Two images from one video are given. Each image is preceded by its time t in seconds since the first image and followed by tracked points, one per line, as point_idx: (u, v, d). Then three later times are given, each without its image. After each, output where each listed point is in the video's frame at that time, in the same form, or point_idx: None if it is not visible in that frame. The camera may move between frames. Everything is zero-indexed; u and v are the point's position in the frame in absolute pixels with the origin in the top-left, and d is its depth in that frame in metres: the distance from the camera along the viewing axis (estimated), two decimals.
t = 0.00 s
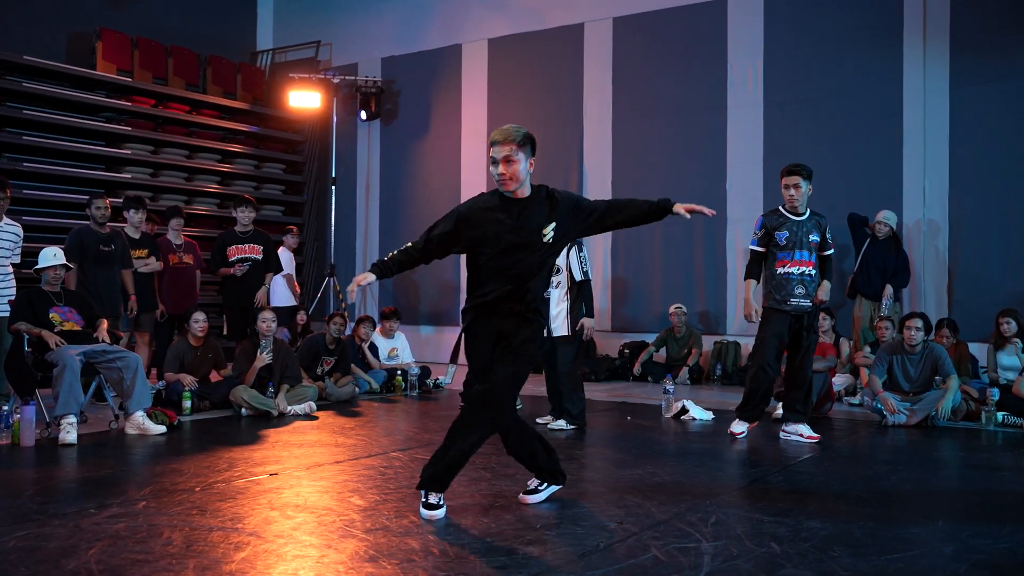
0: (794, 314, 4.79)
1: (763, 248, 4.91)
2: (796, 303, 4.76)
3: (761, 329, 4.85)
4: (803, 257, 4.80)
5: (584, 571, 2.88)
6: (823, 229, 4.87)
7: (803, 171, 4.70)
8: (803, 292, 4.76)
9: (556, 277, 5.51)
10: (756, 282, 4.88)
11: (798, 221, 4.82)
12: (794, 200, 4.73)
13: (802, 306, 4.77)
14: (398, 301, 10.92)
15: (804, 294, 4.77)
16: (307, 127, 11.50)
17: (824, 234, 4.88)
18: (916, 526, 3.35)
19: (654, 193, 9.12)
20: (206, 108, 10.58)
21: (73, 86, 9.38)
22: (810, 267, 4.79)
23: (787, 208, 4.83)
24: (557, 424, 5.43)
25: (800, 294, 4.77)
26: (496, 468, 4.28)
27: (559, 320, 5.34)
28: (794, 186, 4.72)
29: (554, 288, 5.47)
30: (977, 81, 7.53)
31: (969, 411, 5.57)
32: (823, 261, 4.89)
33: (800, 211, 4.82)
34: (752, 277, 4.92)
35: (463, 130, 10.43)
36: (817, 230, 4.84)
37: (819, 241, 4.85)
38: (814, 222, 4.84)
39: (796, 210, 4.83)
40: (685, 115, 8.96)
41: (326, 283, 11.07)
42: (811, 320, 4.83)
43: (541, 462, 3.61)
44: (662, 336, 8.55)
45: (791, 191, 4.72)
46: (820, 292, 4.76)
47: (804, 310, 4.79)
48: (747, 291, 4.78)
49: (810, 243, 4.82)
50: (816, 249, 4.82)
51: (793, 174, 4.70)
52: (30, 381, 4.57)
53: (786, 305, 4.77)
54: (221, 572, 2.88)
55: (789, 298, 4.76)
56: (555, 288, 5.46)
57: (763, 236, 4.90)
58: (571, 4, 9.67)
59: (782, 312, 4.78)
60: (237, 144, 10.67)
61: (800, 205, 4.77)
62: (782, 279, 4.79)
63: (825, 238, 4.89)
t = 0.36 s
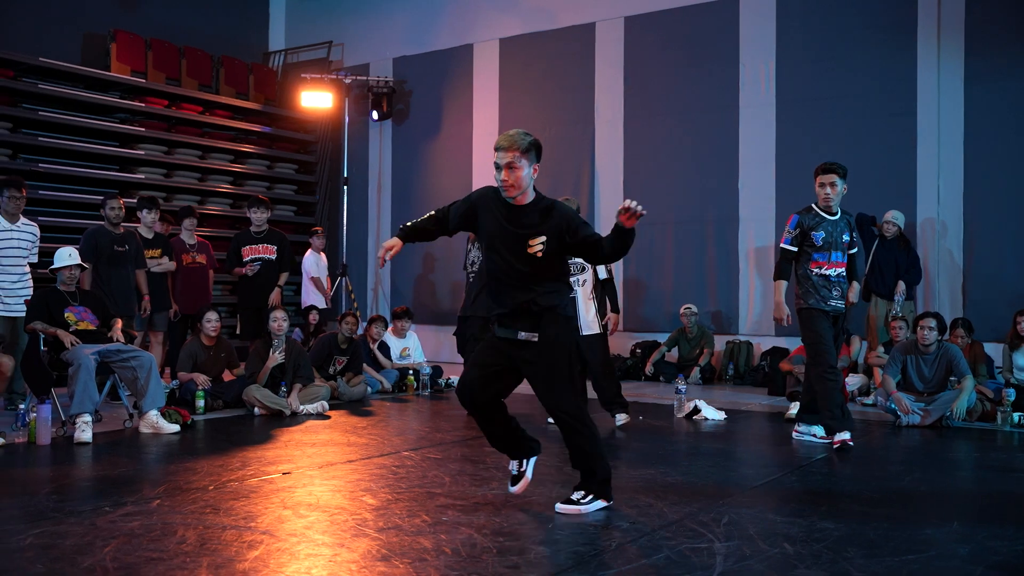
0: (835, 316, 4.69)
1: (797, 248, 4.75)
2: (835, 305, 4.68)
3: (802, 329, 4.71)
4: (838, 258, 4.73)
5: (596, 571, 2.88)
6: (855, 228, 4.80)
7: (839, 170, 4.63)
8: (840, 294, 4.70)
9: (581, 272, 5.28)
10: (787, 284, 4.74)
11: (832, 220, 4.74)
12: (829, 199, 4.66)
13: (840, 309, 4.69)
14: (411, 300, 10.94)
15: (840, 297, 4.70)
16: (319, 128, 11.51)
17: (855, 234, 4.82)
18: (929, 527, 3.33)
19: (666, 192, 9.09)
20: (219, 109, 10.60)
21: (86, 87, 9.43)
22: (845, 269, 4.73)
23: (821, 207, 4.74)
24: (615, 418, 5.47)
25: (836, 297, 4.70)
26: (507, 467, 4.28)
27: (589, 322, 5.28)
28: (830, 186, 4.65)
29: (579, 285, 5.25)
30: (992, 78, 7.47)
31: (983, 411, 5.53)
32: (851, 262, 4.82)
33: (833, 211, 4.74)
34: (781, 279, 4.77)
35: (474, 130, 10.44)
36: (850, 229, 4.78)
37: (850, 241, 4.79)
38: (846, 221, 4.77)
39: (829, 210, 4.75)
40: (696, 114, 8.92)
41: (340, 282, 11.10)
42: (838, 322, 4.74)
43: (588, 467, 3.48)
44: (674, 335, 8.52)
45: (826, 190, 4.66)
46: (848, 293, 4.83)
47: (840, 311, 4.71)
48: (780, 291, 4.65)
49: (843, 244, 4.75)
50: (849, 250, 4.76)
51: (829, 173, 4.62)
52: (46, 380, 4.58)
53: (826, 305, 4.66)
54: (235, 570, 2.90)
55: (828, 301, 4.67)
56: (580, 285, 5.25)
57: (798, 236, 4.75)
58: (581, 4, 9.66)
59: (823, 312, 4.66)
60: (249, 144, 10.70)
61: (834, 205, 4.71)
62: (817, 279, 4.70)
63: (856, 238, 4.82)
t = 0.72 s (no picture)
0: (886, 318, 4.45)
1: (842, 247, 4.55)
2: (887, 306, 4.44)
3: (855, 330, 4.49)
4: (885, 253, 4.52)
5: (617, 571, 2.88)
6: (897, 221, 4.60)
7: (875, 163, 4.47)
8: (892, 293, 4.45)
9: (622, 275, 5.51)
10: (837, 287, 4.51)
11: (877, 215, 4.55)
12: (868, 193, 4.49)
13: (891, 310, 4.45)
14: (430, 299, 10.96)
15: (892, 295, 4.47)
16: (340, 128, 11.58)
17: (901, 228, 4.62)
18: (954, 528, 3.31)
19: (685, 191, 9.07)
20: (241, 109, 10.67)
21: (110, 88, 9.48)
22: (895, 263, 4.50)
23: (862, 202, 4.56)
24: (639, 420, 5.56)
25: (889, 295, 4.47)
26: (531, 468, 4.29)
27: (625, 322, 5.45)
28: (868, 179, 4.48)
29: (620, 286, 5.49)
30: (1016, 76, 7.41)
31: (1009, 411, 5.47)
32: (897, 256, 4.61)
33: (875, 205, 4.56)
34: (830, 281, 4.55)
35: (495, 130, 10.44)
36: (895, 223, 4.60)
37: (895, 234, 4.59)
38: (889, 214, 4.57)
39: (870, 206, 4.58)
40: (716, 113, 8.90)
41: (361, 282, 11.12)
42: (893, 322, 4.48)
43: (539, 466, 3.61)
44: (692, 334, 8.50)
45: (863, 183, 4.50)
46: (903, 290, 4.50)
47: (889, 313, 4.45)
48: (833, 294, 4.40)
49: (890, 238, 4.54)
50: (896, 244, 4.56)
51: (864, 166, 4.47)
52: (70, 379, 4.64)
53: (880, 304, 4.44)
54: (258, 568, 2.92)
55: (881, 299, 4.44)
56: (621, 287, 5.49)
57: (842, 233, 4.56)
58: (602, 3, 9.65)
59: (877, 312, 4.43)
60: (271, 145, 10.76)
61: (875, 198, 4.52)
62: (866, 280, 4.47)
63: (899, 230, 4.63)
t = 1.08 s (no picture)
0: (911, 311, 4.46)
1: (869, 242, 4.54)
2: (911, 300, 4.44)
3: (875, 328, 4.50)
4: (910, 249, 4.49)
5: (630, 565, 2.92)
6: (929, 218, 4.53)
7: (903, 158, 4.40)
8: (917, 289, 4.43)
9: (667, 270, 5.62)
10: (872, 278, 4.43)
11: (902, 212, 4.50)
12: (894, 189, 4.45)
13: (918, 303, 4.44)
14: (445, 298, 11.01)
15: (916, 291, 4.44)
16: (358, 128, 11.66)
17: (930, 224, 4.56)
18: (966, 525, 3.33)
19: (700, 190, 9.09)
20: (260, 109, 10.77)
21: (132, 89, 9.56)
22: (919, 260, 4.47)
23: (889, 198, 4.53)
24: (655, 416, 5.60)
25: (914, 291, 4.45)
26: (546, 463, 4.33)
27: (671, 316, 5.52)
28: (893, 175, 4.44)
29: (665, 282, 5.58)
30: None
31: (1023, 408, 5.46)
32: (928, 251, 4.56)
33: (901, 201, 4.51)
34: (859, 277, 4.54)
35: (510, 128, 10.48)
36: (923, 218, 4.53)
37: (926, 231, 4.53)
38: (918, 210, 4.51)
39: (898, 202, 4.53)
40: (731, 112, 8.92)
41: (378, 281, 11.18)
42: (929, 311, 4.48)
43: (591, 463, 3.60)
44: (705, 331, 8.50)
45: (889, 180, 4.46)
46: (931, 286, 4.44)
47: (918, 305, 4.46)
48: (868, 288, 4.37)
49: (917, 234, 4.50)
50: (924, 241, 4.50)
51: (891, 162, 4.42)
52: (93, 375, 4.75)
53: (901, 302, 4.44)
54: (277, 561, 2.97)
55: (903, 295, 4.44)
56: (666, 283, 5.58)
57: (869, 228, 4.55)
58: (618, 3, 9.67)
59: (898, 309, 4.45)
60: (290, 145, 10.85)
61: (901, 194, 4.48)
62: (892, 276, 4.47)
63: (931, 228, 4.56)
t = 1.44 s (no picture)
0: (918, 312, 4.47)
1: (879, 244, 4.62)
2: (916, 299, 4.43)
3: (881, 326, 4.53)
4: (923, 248, 4.47)
5: (631, 563, 2.93)
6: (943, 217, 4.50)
7: (913, 157, 4.41)
8: (925, 287, 4.42)
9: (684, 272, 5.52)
10: (873, 281, 4.61)
11: (914, 211, 4.50)
12: (904, 188, 4.47)
13: (924, 302, 4.43)
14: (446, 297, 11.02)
15: (925, 288, 4.43)
16: (359, 127, 11.67)
17: (946, 222, 4.53)
18: (966, 524, 3.34)
19: (701, 190, 9.10)
20: (261, 108, 10.78)
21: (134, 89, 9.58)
22: (931, 258, 4.45)
23: (902, 197, 4.53)
24: (655, 415, 5.56)
25: (921, 288, 4.43)
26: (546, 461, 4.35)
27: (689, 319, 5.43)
28: (904, 174, 4.45)
29: (681, 283, 5.49)
30: None
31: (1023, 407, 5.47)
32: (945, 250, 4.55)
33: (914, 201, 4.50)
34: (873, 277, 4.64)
35: (512, 127, 10.49)
36: (937, 217, 4.49)
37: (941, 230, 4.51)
38: (933, 209, 4.49)
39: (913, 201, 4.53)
40: (732, 111, 8.93)
41: (379, 280, 11.19)
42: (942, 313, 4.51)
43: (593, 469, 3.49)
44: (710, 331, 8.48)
45: (900, 179, 4.47)
46: (943, 286, 4.43)
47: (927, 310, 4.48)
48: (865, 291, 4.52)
49: (931, 233, 4.48)
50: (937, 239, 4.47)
51: (902, 160, 4.44)
52: (95, 374, 4.76)
53: (907, 300, 4.44)
54: (278, 559, 2.98)
55: (909, 292, 4.44)
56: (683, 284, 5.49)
57: (880, 230, 4.61)
58: (619, 3, 9.68)
59: (904, 308, 4.46)
60: (292, 144, 10.86)
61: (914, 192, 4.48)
62: (901, 274, 4.47)
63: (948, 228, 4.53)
